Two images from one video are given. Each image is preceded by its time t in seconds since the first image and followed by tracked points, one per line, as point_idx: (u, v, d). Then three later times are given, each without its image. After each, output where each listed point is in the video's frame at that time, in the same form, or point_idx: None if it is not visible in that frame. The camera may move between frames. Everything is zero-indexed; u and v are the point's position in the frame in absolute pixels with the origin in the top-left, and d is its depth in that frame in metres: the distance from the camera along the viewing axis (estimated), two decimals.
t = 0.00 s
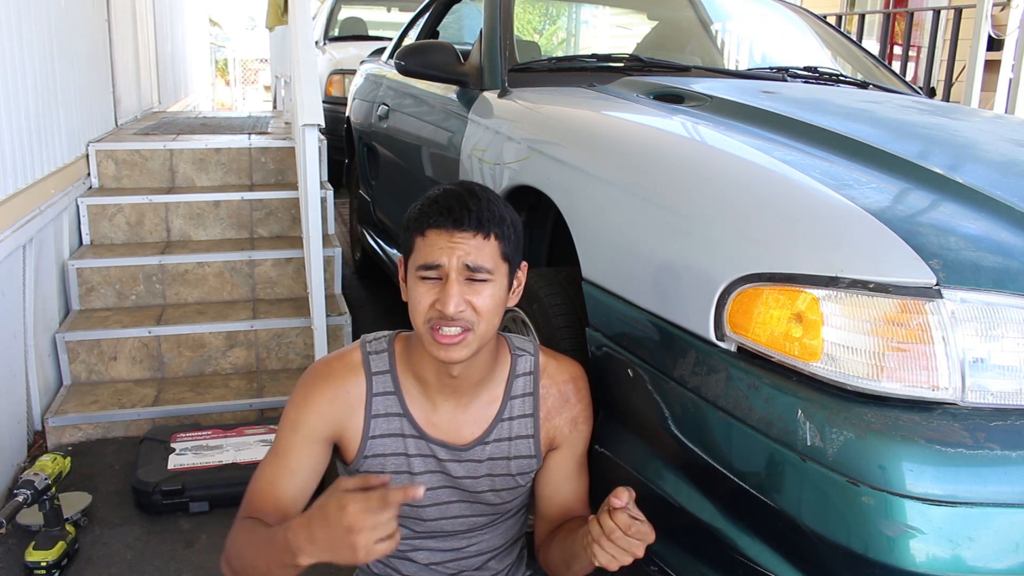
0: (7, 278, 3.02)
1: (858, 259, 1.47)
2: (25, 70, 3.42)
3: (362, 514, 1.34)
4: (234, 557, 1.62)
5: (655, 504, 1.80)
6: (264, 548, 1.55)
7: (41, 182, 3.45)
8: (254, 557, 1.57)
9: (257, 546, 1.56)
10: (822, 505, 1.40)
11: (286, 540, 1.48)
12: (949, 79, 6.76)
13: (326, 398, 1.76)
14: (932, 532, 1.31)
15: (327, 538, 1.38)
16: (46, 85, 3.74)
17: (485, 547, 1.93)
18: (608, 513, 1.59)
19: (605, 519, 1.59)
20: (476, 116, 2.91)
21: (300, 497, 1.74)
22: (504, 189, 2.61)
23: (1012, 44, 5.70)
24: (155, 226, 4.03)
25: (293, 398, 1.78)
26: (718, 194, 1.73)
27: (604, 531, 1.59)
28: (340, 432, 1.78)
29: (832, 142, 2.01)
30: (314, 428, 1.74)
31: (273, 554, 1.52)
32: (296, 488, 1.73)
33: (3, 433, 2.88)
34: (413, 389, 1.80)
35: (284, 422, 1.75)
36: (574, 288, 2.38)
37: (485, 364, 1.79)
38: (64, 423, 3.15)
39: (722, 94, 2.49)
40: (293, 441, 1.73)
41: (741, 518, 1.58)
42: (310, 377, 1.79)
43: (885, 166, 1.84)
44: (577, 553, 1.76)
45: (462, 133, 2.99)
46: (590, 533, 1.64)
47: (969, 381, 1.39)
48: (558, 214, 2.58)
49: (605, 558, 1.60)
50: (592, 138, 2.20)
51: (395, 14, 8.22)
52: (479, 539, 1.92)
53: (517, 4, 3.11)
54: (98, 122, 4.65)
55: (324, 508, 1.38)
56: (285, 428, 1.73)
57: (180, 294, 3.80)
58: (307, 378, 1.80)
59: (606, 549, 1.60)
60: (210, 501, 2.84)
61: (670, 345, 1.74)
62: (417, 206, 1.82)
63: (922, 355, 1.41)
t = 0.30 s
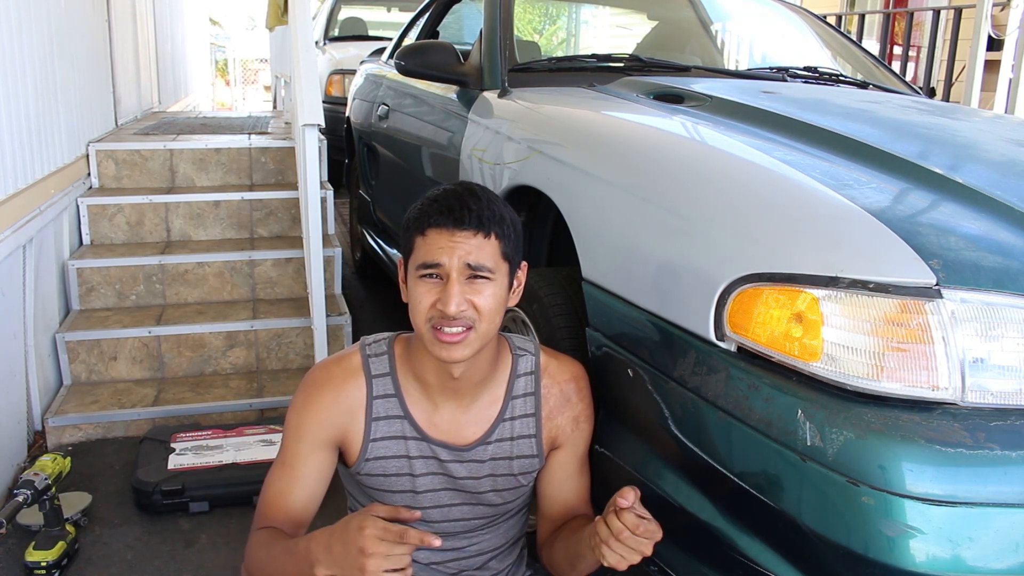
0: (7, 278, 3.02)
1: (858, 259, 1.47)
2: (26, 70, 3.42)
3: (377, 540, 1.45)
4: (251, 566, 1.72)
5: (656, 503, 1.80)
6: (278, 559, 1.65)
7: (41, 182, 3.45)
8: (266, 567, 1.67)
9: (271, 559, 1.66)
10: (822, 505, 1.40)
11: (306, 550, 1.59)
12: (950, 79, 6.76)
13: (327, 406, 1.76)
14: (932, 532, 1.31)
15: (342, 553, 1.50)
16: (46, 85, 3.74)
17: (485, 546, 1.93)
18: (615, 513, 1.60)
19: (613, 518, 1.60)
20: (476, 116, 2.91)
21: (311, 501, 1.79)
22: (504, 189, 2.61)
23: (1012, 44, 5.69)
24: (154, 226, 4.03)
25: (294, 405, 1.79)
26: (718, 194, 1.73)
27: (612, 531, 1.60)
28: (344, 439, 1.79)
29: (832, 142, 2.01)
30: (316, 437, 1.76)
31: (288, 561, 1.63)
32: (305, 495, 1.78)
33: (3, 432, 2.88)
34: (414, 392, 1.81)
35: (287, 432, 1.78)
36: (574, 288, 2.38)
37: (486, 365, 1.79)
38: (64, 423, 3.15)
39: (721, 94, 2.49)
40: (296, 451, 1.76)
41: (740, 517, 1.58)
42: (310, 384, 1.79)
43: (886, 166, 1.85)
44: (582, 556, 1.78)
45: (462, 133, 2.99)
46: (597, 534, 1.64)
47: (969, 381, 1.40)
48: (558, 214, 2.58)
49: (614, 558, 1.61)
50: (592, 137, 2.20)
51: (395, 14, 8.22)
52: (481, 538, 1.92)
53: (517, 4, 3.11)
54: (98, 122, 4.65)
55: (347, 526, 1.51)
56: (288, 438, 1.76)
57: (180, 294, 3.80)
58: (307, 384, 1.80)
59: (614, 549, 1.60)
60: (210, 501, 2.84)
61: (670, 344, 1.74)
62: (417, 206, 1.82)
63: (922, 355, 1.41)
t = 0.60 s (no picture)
0: (7, 278, 3.02)
1: (858, 259, 1.47)
2: (25, 70, 3.42)
3: (371, 537, 1.46)
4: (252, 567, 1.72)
5: (656, 503, 1.80)
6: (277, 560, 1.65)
7: (41, 182, 3.45)
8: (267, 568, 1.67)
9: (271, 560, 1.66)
10: (821, 505, 1.40)
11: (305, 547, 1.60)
12: (949, 79, 6.75)
13: (327, 407, 1.76)
14: (932, 532, 1.31)
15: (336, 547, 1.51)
16: (46, 85, 3.74)
17: (485, 546, 1.93)
18: (615, 520, 1.60)
19: (612, 526, 1.60)
20: (476, 116, 2.91)
21: (312, 501, 1.79)
22: (504, 189, 2.61)
23: (1012, 44, 5.69)
24: (155, 226, 4.03)
25: (294, 405, 1.79)
26: (718, 194, 1.73)
27: (613, 538, 1.60)
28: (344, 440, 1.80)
29: (832, 142, 2.01)
30: (315, 438, 1.76)
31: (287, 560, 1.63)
32: (306, 495, 1.78)
33: (3, 433, 2.88)
34: (414, 394, 1.80)
35: (287, 432, 1.78)
36: (574, 288, 2.38)
37: (485, 366, 1.79)
38: (64, 423, 3.15)
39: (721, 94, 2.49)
40: (297, 453, 1.77)
41: (740, 517, 1.58)
42: (310, 384, 1.79)
43: (886, 166, 1.84)
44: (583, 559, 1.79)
45: (462, 133, 2.99)
46: (598, 540, 1.64)
47: (969, 381, 1.40)
48: (557, 214, 2.58)
49: (616, 564, 1.61)
50: (593, 137, 2.20)
51: (395, 14, 8.22)
52: (481, 538, 1.92)
53: (517, 4, 3.11)
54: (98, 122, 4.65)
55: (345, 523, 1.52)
56: (288, 439, 1.77)
57: (180, 294, 3.80)
58: (306, 384, 1.80)
59: (617, 556, 1.60)
60: (210, 501, 2.84)
61: (671, 345, 1.74)
62: (417, 207, 1.82)
63: (922, 355, 1.41)
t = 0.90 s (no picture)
0: (7, 278, 3.02)
1: (858, 259, 1.47)
2: (25, 70, 3.42)
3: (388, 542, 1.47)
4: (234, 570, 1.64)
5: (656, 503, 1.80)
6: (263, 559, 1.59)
7: (41, 182, 3.45)
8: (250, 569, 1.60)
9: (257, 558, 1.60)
10: (822, 505, 1.40)
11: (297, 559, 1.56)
12: (949, 79, 6.75)
13: (322, 406, 1.76)
14: (932, 532, 1.31)
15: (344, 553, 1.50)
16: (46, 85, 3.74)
17: (484, 547, 1.92)
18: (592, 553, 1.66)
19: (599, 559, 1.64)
20: (476, 116, 2.91)
21: (301, 503, 1.76)
22: (504, 189, 2.61)
23: (1012, 44, 5.69)
24: (155, 226, 4.03)
25: (288, 404, 1.79)
26: (717, 194, 1.73)
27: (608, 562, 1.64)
28: (339, 441, 1.79)
29: (832, 142, 2.00)
30: (309, 437, 1.75)
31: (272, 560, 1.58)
32: (296, 495, 1.74)
33: (3, 433, 2.88)
34: (411, 396, 1.81)
35: (280, 431, 1.76)
36: (575, 288, 2.38)
37: (482, 367, 1.79)
38: (64, 423, 3.15)
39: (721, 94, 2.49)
40: (289, 451, 1.74)
41: (740, 517, 1.58)
42: (305, 384, 1.79)
43: (886, 166, 1.84)
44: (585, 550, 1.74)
45: (462, 133, 2.99)
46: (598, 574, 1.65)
47: (969, 381, 1.40)
48: (557, 214, 2.59)
49: None
50: (592, 137, 2.20)
51: (395, 14, 8.21)
52: (480, 540, 1.91)
53: (517, 4, 3.11)
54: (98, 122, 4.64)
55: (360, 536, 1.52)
56: (281, 437, 1.74)
57: (180, 294, 3.80)
58: (302, 384, 1.80)
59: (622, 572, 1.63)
60: (210, 501, 2.84)
61: (670, 345, 1.74)
62: (410, 209, 1.82)
63: (922, 355, 1.41)
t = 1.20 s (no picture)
0: (7, 278, 3.02)
1: (858, 259, 1.47)
2: (25, 70, 3.42)
3: None
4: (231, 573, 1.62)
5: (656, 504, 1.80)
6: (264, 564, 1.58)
7: (41, 182, 3.45)
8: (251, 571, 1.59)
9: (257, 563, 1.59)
10: (822, 505, 1.40)
11: None
12: (949, 79, 6.75)
13: (322, 408, 1.76)
14: (932, 532, 1.31)
15: None
16: (46, 85, 3.74)
17: (485, 551, 1.92)
18: None
19: None
20: (476, 116, 2.91)
21: (299, 506, 1.74)
22: (504, 189, 2.61)
23: (1012, 44, 5.69)
24: (154, 226, 4.03)
25: (287, 405, 1.78)
26: (717, 194, 1.73)
27: None
28: (339, 444, 1.79)
29: (832, 142, 2.00)
30: (308, 439, 1.74)
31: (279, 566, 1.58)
32: (294, 498, 1.73)
33: (3, 432, 2.88)
34: (411, 400, 1.82)
35: (278, 433, 1.75)
36: (575, 288, 2.38)
37: (481, 369, 1.80)
38: (64, 423, 3.15)
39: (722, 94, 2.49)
40: (287, 453, 1.73)
41: (740, 517, 1.58)
42: (305, 388, 1.79)
43: (887, 167, 1.84)
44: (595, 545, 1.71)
45: (462, 133, 2.99)
46: None
47: (969, 381, 1.40)
48: (557, 213, 2.58)
49: None
50: (592, 138, 2.20)
51: (396, 14, 8.21)
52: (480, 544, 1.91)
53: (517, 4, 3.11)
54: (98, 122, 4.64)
55: None
56: (279, 440, 1.74)
57: (180, 294, 3.80)
58: (301, 388, 1.80)
59: None
60: (210, 501, 2.84)
61: (670, 345, 1.74)
62: (404, 208, 1.82)
63: (922, 355, 1.41)
